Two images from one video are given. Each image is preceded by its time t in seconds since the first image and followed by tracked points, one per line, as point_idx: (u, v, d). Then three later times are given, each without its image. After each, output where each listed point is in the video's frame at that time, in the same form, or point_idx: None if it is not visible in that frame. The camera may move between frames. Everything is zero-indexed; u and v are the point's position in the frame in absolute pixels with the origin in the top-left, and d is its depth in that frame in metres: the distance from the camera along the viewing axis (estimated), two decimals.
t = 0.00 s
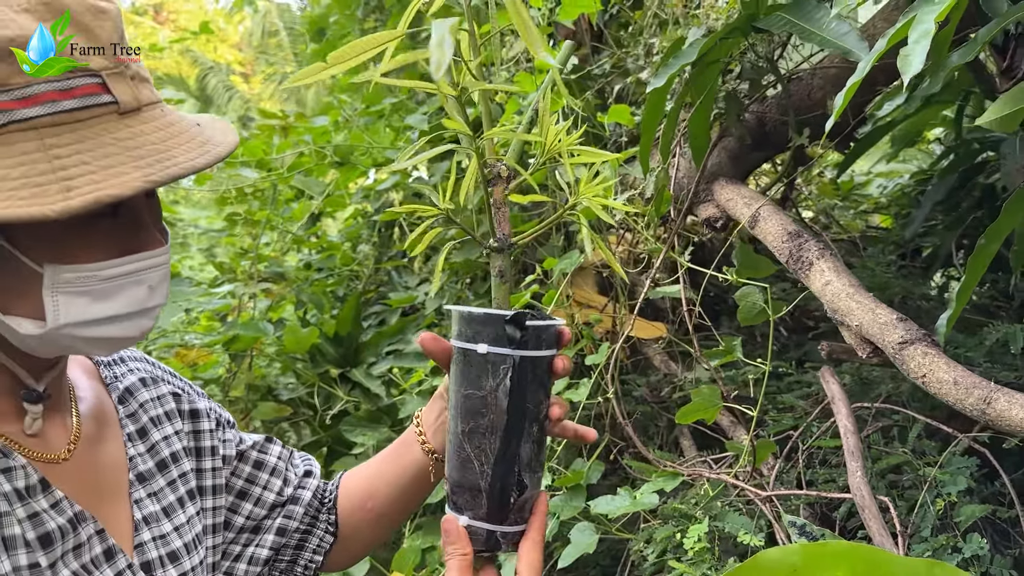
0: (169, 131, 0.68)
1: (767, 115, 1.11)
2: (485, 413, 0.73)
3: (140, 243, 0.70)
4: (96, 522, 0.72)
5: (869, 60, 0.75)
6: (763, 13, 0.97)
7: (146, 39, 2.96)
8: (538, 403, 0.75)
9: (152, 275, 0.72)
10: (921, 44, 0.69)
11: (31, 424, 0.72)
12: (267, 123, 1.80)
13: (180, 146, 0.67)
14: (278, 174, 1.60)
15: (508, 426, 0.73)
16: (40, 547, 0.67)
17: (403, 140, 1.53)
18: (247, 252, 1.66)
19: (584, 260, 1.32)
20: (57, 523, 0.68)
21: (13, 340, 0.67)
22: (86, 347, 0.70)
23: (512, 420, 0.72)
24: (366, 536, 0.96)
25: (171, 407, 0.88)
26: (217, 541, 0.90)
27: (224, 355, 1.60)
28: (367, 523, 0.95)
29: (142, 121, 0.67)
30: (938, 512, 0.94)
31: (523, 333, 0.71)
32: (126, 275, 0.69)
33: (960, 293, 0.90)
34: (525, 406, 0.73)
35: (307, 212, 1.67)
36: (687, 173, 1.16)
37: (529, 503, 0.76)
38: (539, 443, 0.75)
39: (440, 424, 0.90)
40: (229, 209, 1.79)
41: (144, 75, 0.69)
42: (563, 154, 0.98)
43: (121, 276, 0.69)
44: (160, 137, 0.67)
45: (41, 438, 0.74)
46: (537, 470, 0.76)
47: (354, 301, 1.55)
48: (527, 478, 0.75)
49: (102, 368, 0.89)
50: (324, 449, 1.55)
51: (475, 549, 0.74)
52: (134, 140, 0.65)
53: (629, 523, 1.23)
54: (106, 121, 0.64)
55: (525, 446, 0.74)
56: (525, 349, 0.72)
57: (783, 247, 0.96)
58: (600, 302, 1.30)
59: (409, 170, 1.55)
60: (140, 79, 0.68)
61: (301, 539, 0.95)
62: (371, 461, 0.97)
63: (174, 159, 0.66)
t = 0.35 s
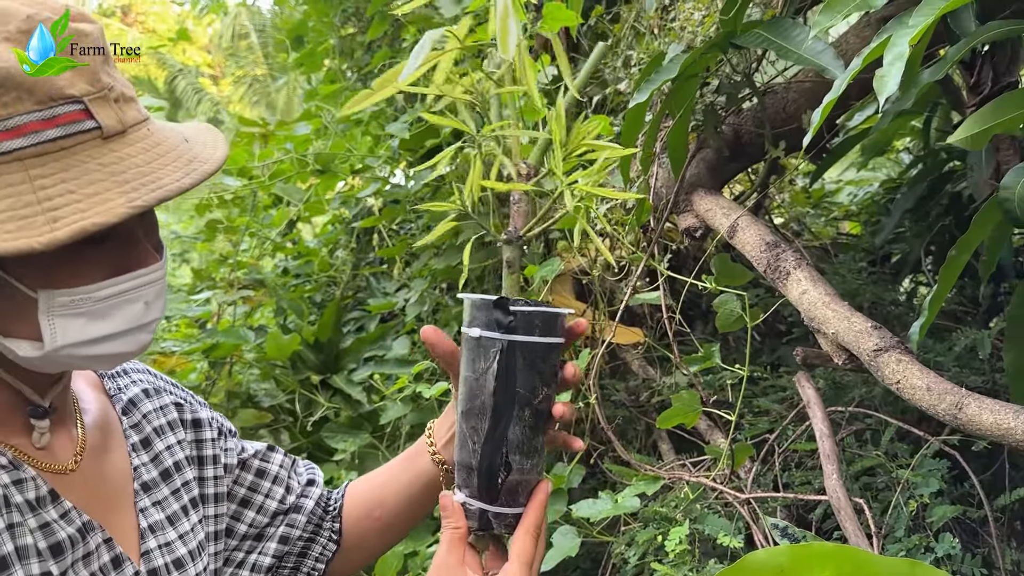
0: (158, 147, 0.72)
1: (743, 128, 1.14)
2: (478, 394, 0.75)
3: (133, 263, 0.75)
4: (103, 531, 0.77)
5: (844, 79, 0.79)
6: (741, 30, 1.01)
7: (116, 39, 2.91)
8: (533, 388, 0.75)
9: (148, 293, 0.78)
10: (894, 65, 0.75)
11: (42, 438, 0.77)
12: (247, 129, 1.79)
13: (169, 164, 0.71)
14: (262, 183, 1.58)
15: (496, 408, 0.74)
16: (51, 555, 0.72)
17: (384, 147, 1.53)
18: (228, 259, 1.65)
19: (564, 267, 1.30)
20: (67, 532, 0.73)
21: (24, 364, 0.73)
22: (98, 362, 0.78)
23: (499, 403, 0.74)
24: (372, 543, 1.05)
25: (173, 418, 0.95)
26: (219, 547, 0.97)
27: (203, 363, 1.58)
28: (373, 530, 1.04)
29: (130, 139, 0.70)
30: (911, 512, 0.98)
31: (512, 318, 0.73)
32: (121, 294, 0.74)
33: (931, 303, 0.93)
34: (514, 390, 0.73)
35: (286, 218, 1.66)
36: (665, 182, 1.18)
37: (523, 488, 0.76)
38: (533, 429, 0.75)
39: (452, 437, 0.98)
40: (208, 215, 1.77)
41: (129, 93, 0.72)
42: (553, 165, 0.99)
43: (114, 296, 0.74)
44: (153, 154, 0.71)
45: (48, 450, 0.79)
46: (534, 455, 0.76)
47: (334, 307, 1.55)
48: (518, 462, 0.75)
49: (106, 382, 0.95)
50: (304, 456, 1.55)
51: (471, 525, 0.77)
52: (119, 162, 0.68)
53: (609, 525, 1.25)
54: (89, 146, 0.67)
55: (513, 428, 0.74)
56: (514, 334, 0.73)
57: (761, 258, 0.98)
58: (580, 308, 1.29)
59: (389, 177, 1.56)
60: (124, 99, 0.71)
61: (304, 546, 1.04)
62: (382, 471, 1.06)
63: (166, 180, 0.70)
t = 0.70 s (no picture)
0: (115, 168, 0.71)
1: (717, 138, 1.18)
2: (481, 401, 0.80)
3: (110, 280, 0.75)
4: (100, 537, 0.78)
5: (815, 94, 0.82)
6: (716, 44, 1.06)
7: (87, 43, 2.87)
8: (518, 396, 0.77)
9: (128, 306, 0.77)
10: (863, 81, 0.78)
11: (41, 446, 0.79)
12: (227, 136, 1.79)
13: (125, 188, 0.70)
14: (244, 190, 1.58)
15: (487, 413, 0.78)
16: (52, 559, 0.74)
17: (364, 154, 1.54)
18: (208, 265, 1.64)
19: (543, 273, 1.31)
20: (67, 537, 0.75)
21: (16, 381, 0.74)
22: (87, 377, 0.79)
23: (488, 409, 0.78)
24: (381, 552, 1.06)
25: (173, 424, 0.98)
26: (217, 551, 1.00)
27: (183, 369, 1.58)
28: (384, 539, 1.05)
29: (86, 163, 0.69)
30: (881, 511, 1.02)
31: (496, 329, 0.78)
32: (99, 312, 0.74)
33: (899, 308, 0.97)
34: (500, 396, 0.77)
35: (266, 224, 1.66)
36: (642, 191, 1.20)
37: (512, 493, 0.77)
38: (520, 435, 0.76)
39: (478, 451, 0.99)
40: (187, 221, 1.76)
41: (83, 111, 0.70)
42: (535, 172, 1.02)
43: (94, 313, 0.74)
44: (109, 179, 0.70)
45: (47, 458, 0.80)
46: (524, 461, 0.77)
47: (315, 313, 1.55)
48: (504, 467, 0.77)
49: (107, 389, 0.97)
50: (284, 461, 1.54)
51: (477, 526, 0.82)
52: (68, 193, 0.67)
53: (589, 527, 1.27)
54: (42, 177, 0.66)
55: (500, 434, 0.77)
56: (500, 343, 0.77)
57: (735, 265, 1.01)
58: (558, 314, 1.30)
59: (369, 184, 1.56)
60: (78, 119, 0.69)
61: (308, 552, 1.06)
62: (399, 481, 1.07)
63: (135, 204, 0.69)
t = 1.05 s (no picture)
0: (81, 174, 0.71)
1: (695, 145, 1.19)
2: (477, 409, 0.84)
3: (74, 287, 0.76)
4: (76, 535, 0.79)
5: (788, 103, 0.84)
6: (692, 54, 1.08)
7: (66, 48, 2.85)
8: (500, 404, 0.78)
9: (94, 314, 0.77)
10: (834, 92, 0.80)
11: (14, 450, 0.79)
12: (209, 140, 1.78)
13: (89, 194, 0.69)
14: (225, 195, 1.57)
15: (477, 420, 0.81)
16: (27, 558, 0.74)
17: (345, 159, 1.54)
18: (188, 270, 1.63)
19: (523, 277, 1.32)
20: (41, 536, 0.75)
21: None
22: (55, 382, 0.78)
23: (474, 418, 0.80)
24: (364, 543, 1.07)
25: (149, 421, 0.98)
26: (197, 546, 1.00)
27: (163, 374, 1.57)
28: (369, 531, 1.06)
29: (52, 168, 0.69)
30: (854, 512, 1.04)
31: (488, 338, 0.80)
32: (66, 318, 0.74)
33: (871, 312, 0.99)
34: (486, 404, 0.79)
35: (246, 229, 1.65)
36: (622, 197, 1.22)
37: (490, 501, 0.78)
38: (498, 443, 0.77)
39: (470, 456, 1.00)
40: (167, 226, 1.75)
41: (53, 116, 0.70)
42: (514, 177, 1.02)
43: (59, 319, 0.73)
44: (74, 185, 0.69)
45: (23, 460, 0.81)
46: (501, 470, 0.77)
47: (295, 317, 1.55)
48: (483, 474, 0.78)
49: (81, 387, 0.96)
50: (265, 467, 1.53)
51: (467, 531, 0.84)
52: (31, 196, 0.66)
53: (569, 530, 1.28)
54: (4, 180, 0.65)
55: (483, 440, 0.79)
56: (489, 352, 0.80)
57: (711, 270, 1.03)
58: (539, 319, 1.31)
59: (350, 189, 1.56)
60: (47, 124, 0.69)
61: (291, 544, 1.07)
62: (386, 477, 1.08)
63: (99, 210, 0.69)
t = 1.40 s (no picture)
0: (59, 180, 0.70)
1: (676, 150, 1.21)
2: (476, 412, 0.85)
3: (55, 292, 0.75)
4: (64, 538, 0.79)
5: (766, 110, 0.85)
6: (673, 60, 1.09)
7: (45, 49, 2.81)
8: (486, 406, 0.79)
9: (77, 317, 0.77)
10: (810, 99, 0.82)
11: None
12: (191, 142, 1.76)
13: (67, 201, 0.68)
14: (208, 197, 1.57)
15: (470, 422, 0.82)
16: (15, 562, 0.73)
17: (328, 162, 1.54)
18: (171, 272, 1.62)
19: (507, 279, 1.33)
20: (29, 540, 0.74)
21: None
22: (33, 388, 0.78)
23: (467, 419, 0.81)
24: (350, 549, 1.06)
25: (130, 423, 0.98)
26: (177, 548, 1.00)
27: (145, 377, 1.55)
28: (354, 537, 1.05)
29: (28, 173, 0.68)
30: (832, 512, 1.05)
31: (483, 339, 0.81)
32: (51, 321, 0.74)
33: (848, 315, 1.01)
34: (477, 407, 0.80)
35: (229, 231, 1.64)
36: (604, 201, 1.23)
37: (474, 502, 0.79)
38: (484, 445, 0.78)
39: (455, 460, 1.01)
40: (148, 227, 1.73)
41: (27, 121, 0.69)
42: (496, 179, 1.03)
43: (41, 325, 0.73)
44: (51, 192, 0.68)
45: (6, 463, 0.81)
46: (485, 472, 0.77)
47: (278, 320, 1.54)
48: (469, 475, 0.79)
49: (61, 389, 0.96)
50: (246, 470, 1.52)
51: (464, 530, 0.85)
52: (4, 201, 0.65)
53: (551, 532, 1.28)
54: None
55: (472, 441, 0.80)
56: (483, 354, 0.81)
57: (691, 273, 1.04)
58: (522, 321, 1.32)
59: (333, 192, 1.56)
60: (21, 129, 0.69)
61: (274, 548, 1.06)
62: (372, 481, 1.07)
63: (76, 215, 0.68)
